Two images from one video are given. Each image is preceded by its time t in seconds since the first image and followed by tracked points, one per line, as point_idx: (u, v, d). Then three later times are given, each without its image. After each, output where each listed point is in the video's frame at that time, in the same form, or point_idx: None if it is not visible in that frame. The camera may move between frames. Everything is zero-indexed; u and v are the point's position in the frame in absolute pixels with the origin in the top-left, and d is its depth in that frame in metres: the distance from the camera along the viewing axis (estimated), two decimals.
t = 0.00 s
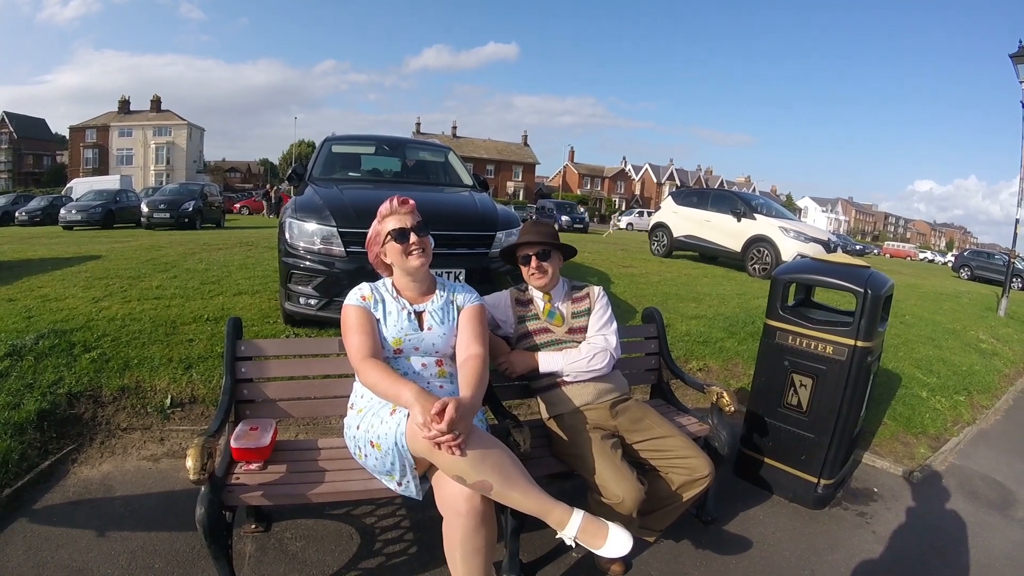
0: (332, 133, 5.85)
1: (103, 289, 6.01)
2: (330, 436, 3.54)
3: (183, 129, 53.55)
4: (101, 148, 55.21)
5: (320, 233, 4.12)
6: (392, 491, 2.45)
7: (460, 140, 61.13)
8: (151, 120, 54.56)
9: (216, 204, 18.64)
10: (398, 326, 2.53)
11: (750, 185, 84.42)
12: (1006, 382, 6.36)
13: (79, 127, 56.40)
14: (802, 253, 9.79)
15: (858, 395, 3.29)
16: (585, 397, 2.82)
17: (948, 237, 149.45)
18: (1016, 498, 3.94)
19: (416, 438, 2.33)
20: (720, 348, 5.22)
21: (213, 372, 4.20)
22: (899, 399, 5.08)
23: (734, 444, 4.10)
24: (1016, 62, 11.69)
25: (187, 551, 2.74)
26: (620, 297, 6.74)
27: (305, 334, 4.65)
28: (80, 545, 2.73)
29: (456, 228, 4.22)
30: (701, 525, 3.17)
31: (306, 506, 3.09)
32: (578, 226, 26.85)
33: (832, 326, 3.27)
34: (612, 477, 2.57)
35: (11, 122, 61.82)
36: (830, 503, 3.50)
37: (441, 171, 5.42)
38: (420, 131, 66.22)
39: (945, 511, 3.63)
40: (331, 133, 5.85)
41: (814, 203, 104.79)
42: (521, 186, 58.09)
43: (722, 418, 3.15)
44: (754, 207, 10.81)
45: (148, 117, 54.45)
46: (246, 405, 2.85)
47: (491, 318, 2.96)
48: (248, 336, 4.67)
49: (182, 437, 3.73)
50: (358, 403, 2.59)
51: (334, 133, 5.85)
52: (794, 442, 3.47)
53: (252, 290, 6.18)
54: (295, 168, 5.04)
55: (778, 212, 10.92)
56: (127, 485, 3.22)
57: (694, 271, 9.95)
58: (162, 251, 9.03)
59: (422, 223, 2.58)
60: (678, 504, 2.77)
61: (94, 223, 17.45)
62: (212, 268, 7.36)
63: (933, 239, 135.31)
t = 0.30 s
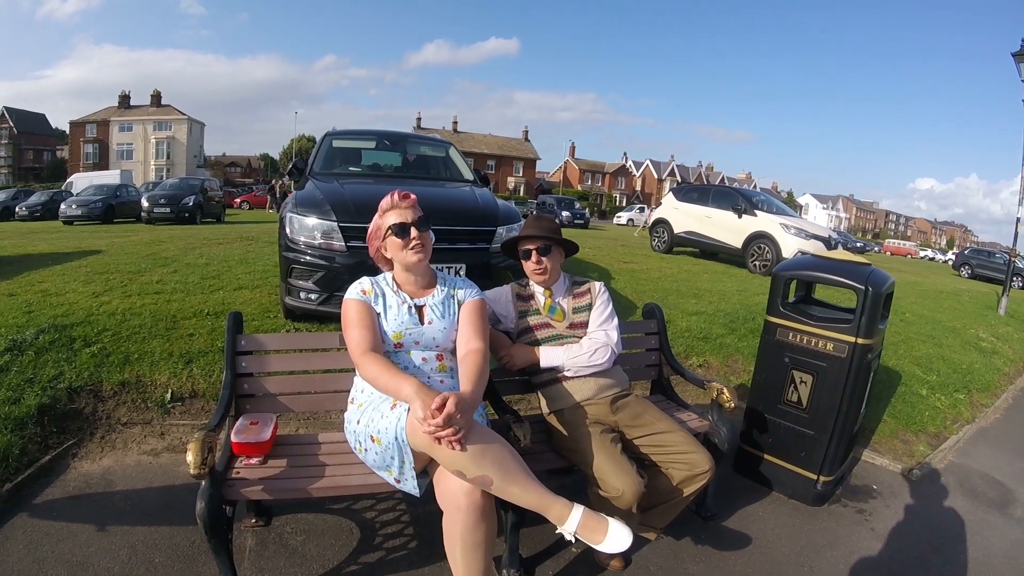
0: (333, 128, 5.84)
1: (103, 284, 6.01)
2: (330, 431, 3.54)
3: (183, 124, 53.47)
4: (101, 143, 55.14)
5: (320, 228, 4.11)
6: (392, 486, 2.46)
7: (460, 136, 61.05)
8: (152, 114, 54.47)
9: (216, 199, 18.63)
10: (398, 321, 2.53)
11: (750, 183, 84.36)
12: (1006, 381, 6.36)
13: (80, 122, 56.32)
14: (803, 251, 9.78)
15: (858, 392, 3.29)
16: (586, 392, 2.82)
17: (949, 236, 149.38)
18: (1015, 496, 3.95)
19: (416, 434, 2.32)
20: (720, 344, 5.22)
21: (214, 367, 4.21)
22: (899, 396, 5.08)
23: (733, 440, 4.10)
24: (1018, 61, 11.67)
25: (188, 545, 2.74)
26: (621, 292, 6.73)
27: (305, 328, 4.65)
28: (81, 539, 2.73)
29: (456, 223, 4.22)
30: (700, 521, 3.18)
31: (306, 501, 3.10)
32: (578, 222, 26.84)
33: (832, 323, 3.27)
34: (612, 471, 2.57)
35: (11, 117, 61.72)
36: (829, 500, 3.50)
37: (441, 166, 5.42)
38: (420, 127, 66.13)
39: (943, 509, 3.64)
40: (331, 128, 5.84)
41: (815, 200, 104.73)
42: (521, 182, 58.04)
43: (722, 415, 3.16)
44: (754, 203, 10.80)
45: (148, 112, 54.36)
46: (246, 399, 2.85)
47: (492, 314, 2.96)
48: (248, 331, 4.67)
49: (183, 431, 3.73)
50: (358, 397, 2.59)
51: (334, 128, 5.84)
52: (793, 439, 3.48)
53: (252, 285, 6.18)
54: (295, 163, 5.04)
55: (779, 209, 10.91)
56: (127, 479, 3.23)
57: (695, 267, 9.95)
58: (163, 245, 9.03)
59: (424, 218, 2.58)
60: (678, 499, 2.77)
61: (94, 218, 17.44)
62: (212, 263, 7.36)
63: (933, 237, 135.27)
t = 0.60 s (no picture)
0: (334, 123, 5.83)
1: (104, 280, 6.01)
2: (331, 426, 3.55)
3: (184, 120, 53.42)
4: (102, 139, 55.13)
5: (322, 224, 4.11)
6: (392, 482, 2.46)
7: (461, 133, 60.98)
8: (153, 110, 54.43)
9: (217, 195, 18.63)
10: (400, 317, 2.53)
11: (751, 181, 84.28)
12: (1007, 379, 6.36)
13: (81, 118, 56.30)
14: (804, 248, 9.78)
15: (858, 389, 3.29)
16: (587, 388, 2.82)
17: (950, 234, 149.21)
18: (1015, 494, 3.95)
19: (417, 429, 2.33)
20: (720, 341, 5.22)
21: (215, 363, 4.21)
22: (900, 394, 5.09)
23: (734, 437, 4.11)
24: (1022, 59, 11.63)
25: (189, 540, 2.75)
26: (622, 289, 6.73)
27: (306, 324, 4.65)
28: (82, 534, 2.74)
29: (458, 219, 4.22)
30: (701, 517, 3.18)
31: (307, 496, 3.10)
32: (579, 219, 26.82)
33: (833, 320, 3.27)
34: (613, 466, 2.57)
35: (13, 112, 61.71)
36: (829, 497, 3.51)
37: (443, 162, 5.41)
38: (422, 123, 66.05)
39: (943, 507, 3.64)
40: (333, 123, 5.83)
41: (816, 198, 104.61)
42: (523, 179, 57.99)
43: (722, 411, 3.16)
44: (756, 200, 10.80)
45: (150, 108, 54.33)
46: (247, 394, 2.86)
47: (493, 309, 2.96)
48: (249, 326, 4.67)
49: (184, 427, 3.74)
50: (359, 393, 2.59)
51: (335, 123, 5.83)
52: (794, 435, 3.48)
53: (253, 281, 6.18)
54: (296, 158, 5.03)
55: (780, 206, 10.90)
56: (128, 475, 3.23)
57: (696, 264, 9.94)
58: (164, 241, 9.03)
59: (425, 214, 2.58)
60: (679, 495, 2.78)
61: (96, 214, 17.45)
62: (213, 258, 7.35)
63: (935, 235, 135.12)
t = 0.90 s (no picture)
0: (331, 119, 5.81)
1: (102, 278, 5.99)
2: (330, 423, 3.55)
3: (181, 118, 53.28)
4: (99, 137, 54.99)
5: (319, 220, 4.10)
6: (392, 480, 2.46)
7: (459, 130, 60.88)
8: (150, 108, 54.27)
9: (215, 192, 18.59)
10: (398, 313, 2.53)
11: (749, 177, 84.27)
12: (1005, 374, 6.38)
13: (77, 116, 56.12)
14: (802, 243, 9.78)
15: (856, 384, 3.30)
16: (585, 384, 2.82)
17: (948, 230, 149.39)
18: (1013, 489, 3.96)
19: (416, 425, 2.33)
20: (719, 336, 5.23)
21: (213, 361, 4.20)
22: (898, 389, 5.10)
23: (732, 432, 4.11)
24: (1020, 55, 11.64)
25: (189, 538, 2.75)
26: (620, 285, 6.73)
27: (304, 321, 4.64)
28: (82, 533, 2.74)
29: (456, 215, 4.21)
30: (700, 512, 3.19)
31: (306, 493, 3.10)
32: (577, 215, 26.81)
33: (832, 316, 3.27)
34: (611, 463, 2.58)
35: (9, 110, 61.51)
36: (828, 492, 3.51)
37: (440, 158, 5.40)
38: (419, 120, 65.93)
39: (942, 502, 3.66)
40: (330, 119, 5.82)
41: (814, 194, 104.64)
42: (521, 176, 57.93)
43: (721, 407, 3.16)
44: (754, 196, 10.80)
45: (146, 105, 54.16)
46: (246, 391, 2.85)
47: (491, 305, 2.96)
48: (247, 324, 4.66)
49: (182, 424, 3.73)
50: (358, 389, 2.59)
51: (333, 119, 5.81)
52: (792, 431, 3.48)
53: (251, 278, 6.17)
54: (294, 155, 5.02)
55: (779, 202, 10.90)
56: (127, 473, 3.23)
57: (694, 259, 9.95)
58: (161, 238, 9.01)
59: (424, 209, 2.57)
60: (677, 490, 2.78)
61: (93, 211, 17.40)
62: (211, 256, 7.34)
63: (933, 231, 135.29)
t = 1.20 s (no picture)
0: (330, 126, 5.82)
1: (101, 284, 5.99)
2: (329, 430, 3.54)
3: (180, 125, 53.35)
4: (98, 143, 55.04)
5: (319, 227, 4.11)
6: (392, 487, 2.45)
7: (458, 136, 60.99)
8: (149, 114, 54.36)
9: (214, 199, 18.59)
10: (398, 321, 2.53)
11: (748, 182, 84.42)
12: (1005, 378, 6.38)
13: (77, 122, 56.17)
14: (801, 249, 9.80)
15: (856, 390, 3.29)
16: (584, 391, 2.82)
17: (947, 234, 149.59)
18: (1014, 493, 3.96)
19: (416, 433, 2.32)
20: (718, 343, 5.23)
21: (213, 368, 4.20)
22: (897, 394, 5.09)
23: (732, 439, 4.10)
24: (1016, 59, 11.70)
25: (187, 546, 2.74)
26: (619, 291, 6.74)
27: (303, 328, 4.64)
28: (80, 540, 2.73)
29: (455, 222, 4.21)
30: (700, 519, 3.18)
31: (306, 501, 3.10)
32: (575, 222, 26.84)
33: (831, 321, 3.27)
34: (611, 471, 2.57)
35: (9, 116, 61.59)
36: (828, 498, 3.51)
37: (439, 165, 5.41)
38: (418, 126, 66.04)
39: (943, 507, 3.65)
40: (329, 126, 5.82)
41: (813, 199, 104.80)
42: (520, 182, 58.00)
43: (721, 413, 3.16)
44: (752, 202, 10.81)
45: (146, 111, 54.26)
46: (245, 399, 2.85)
47: (490, 313, 2.96)
48: (247, 331, 4.66)
49: (182, 432, 3.72)
50: (358, 397, 2.59)
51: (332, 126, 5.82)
52: (792, 437, 3.48)
53: (250, 285, 6.16)
54: (293, 162, 5.03)
55: (777, 208, 10.92)
56: (126, 480, 3.22)
57: (692, 266, 9.95)
58: (160, 245, 9.00)
59: (422, 217, 2.57)
60: (677, 498, 2.77)
61: (92, 218, 17.41)
62: (210, 263, 7.34)
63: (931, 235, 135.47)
